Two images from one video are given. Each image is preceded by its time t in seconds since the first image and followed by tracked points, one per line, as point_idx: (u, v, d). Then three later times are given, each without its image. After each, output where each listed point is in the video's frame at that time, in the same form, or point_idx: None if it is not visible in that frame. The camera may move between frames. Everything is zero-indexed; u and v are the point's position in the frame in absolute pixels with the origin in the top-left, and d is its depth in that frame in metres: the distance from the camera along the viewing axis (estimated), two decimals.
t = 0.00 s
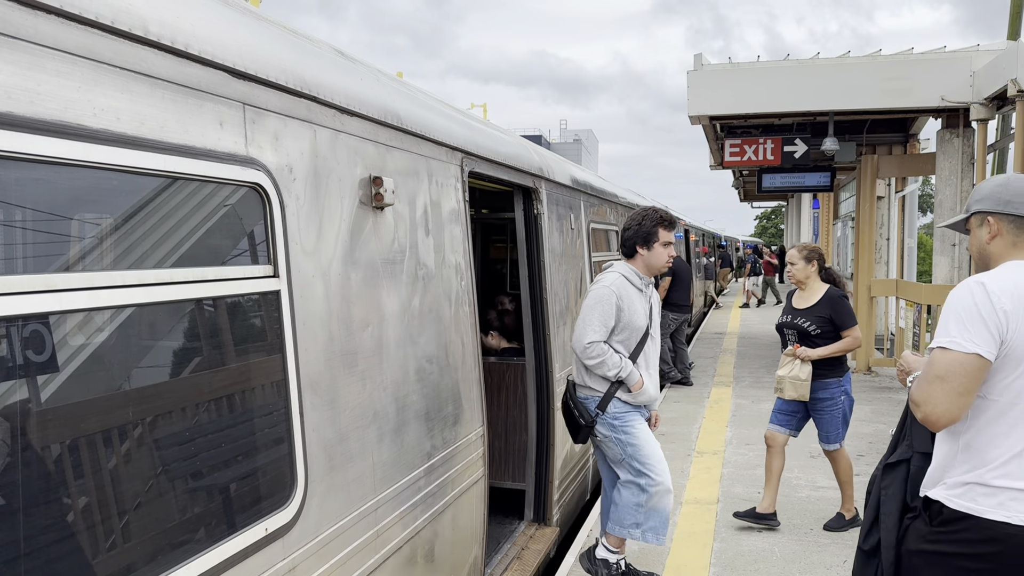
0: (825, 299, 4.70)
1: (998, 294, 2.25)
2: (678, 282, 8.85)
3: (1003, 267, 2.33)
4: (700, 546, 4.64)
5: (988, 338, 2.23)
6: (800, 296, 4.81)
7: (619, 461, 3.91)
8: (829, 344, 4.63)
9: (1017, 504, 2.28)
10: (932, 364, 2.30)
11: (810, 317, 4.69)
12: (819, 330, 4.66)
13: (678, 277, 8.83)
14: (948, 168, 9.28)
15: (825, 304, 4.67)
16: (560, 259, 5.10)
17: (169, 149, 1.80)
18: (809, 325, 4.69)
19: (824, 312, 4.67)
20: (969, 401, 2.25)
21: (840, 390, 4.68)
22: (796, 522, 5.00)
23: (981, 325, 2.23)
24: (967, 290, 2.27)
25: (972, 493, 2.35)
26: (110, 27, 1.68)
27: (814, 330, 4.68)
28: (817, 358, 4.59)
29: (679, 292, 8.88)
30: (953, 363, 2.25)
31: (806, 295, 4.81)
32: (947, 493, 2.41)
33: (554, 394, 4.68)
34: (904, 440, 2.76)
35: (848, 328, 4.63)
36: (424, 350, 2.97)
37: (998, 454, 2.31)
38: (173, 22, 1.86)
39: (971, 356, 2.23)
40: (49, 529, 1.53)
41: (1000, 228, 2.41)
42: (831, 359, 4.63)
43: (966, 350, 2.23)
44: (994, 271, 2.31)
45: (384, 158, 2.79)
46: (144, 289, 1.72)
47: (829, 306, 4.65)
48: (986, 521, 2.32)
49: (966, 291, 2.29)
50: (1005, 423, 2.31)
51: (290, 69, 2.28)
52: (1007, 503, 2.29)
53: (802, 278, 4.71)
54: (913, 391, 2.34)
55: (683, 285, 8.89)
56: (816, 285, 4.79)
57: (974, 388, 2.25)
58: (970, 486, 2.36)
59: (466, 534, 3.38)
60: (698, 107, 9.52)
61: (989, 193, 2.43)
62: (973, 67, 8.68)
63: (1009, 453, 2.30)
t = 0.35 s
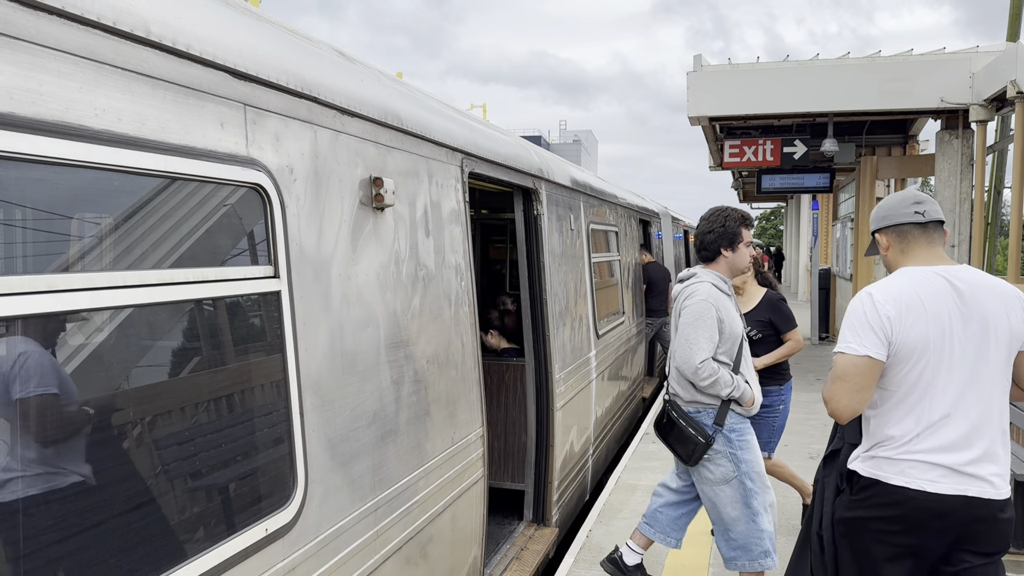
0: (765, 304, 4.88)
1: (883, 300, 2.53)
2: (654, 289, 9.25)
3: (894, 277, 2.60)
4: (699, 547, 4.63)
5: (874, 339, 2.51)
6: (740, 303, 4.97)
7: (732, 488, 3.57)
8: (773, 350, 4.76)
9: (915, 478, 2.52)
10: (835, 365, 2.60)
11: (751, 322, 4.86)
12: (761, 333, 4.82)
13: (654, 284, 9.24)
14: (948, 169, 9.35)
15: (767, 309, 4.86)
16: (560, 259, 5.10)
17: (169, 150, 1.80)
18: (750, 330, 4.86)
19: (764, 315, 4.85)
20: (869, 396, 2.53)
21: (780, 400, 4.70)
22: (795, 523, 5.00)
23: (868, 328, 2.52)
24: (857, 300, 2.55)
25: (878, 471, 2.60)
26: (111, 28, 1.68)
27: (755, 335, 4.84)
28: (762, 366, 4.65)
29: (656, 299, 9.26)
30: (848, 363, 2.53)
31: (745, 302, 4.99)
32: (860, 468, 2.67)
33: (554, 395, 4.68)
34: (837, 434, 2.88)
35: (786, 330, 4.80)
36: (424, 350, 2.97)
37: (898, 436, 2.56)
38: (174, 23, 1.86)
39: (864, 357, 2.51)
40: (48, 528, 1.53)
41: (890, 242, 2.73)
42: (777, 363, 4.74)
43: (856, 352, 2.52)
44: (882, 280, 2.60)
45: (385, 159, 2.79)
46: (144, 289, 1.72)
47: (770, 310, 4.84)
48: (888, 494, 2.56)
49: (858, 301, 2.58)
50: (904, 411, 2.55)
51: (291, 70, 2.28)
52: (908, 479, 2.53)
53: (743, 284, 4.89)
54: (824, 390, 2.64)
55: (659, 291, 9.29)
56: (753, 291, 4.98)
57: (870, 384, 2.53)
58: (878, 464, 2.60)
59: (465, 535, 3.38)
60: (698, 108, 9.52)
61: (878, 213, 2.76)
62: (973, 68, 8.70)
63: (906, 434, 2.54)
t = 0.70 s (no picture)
0: (706, 308, 4.59)
1: (804, 287, 2.65)
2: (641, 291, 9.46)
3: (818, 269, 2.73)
4: (699, 547, 4.63)
5: (797, 323, 2.64)
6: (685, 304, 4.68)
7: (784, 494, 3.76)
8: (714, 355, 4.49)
9: (850, 455, 2.60)
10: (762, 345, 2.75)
11: (691, 325, 4.58)
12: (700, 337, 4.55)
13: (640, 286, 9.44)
14: (947, 170, 9.25)
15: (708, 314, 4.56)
16: (560, 260, 5.10)
17: (170, 150, 1.80)
18: (690, 333, 4.58)
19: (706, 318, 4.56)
20: (786, 372, 2.65)
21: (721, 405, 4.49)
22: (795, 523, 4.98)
23: (792, 313, 2.66)
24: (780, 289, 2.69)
25: (815, 451, 2.68)
26: (112, 28, 1.68)
27: (695, 337, 4.57)
28: (709, 371, 4.34)
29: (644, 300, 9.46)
30: (772, 343, 2.67)
31: (691, 303, 4.69)
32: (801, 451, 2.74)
33: (553, 395, 4.69)
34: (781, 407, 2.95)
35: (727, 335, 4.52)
36: (423, 351, 2.97)
37: (830, 415, 2.64)
38: (175, 23, 1.86)
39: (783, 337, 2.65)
40: (48, 527, 1.53)
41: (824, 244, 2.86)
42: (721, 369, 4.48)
43: (780, 335, 2.66)
44: (807, 273, 2.73)
45: (385, 160, 2.79)
46: (145, 290, 1.72)
47: (711, 315, 4.54)
48: (826, 470, 2.63)
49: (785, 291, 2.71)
50: (835, 391, 2.64)
51: (291, 70, 2.28)
52: (844, 455, 2.60)
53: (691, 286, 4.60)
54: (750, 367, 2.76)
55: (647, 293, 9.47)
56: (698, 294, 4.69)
57: (790, 362, 2.65)
58: (815, 444, 2.67)
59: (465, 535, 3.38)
60: (698, 108, 9.53)
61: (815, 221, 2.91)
62: (972, 70, 8.68)
63: (838, 412, 2.63)
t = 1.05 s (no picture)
0: (633, 308, 4.37)
1: (785, 284, 3.00)
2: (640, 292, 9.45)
3: (791, 269, 3.08)
4: (698, 547, 4.63)
5: (777, 317, 2.98)
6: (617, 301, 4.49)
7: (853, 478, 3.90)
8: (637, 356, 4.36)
9: (813, 439, 3.00)
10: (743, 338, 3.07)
11: (616, 327, 4.41)
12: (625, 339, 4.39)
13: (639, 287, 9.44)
14: (948, 170, 9.26)
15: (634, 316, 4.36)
16: (560, 260, 5.10)
17: (169, 150, 1.80)
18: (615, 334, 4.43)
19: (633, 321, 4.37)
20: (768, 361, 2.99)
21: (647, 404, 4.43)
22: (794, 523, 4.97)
23: (771, 308, 2.99)
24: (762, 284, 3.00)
25: (782, 434, 3.05)
26: (111, 28, 1.68)
27: (621, 339, 4.41)
28: (625, 376, 4.30)
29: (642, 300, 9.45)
30: (754, 334, 2.99)
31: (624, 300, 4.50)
32: (766, 436, 3.11)
33: (553, 395, 4.69)
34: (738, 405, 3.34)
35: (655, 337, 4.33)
36: (423, 350, 2.97)
37: (796, 402, 3.03)
38: (174, 23, 1.86)
39: (766, 330, 2.97)
40: (47, 527, 1.54)
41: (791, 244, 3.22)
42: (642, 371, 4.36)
43: (761, 326, 2.98)
44: (782, 271, 3.07)
45: (385, 159, 2.79)
46: (144, 289, 1.72)
47: (637, 316, 4.33)
48: (794, 452, 3.01)
49: (764, 287, 3.04)
50: (801, 382, 3.03)
51: (291, 69, 2.28)
52: (806, 439, 3.00)
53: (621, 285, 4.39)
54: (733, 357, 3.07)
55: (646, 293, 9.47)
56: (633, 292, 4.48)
57: (771, 352, 2.99)
58: (780, 429, 3.06)
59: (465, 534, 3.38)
60: (698, 108, 9.52)
61: (783, 224, 3.27)
62: (972, 70, 8.67)
63: (804, 401, 3.01)
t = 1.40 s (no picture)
0: (576, 313, 4.31)
1: (750, 286, 3.15)
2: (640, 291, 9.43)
3: (750, 272, 3.25)
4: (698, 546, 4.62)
5: (746, 316, 3.11)
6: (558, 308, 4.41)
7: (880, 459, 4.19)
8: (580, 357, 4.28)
9: (776, 429, 3.16)
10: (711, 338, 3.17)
11: (562, 332, 4.32)
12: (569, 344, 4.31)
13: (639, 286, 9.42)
14: (948, 170, 9.26)
15: (577, 319, 4.30)
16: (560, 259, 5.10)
17: (169, 149, 1.80)
18: (561, 340, 4.33)
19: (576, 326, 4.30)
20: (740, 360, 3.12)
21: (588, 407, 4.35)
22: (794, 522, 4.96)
23: (739, 307, 3.12)
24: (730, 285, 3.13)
25: (746, 426, 3.19)
26: (110, 26, 1.68)
27: (566, 345, 4.32)
28: (565, 371, 4.19)
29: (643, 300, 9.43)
30: (727, 334, 3.10)
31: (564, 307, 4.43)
32: (728, 424, 3.24)
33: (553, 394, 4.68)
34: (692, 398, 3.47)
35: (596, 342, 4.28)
36: (423, 349, 2.97)
37: (760, 395, 3.18)
38: (174, 21, 1.86)
39: (739, 331, 3.09)
40: (47, 526, 1.54)
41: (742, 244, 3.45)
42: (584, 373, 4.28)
43: (733, 326, 3.10)
44: (742, 274, 3.24)
45: (385, 158, 2.79)
46: (144, 288, 1.72)
47: (580, 321, 4.28)
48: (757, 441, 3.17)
49: (729, 288, 3.17)
50: (764, 376, 3.18)
51: (291, 68, 2.28)
52: (769, 428, 3.16)
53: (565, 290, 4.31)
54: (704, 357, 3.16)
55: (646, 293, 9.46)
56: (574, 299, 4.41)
57: (742, 350, 3.12)
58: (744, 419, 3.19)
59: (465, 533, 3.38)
60: (699, 107, 9.50)
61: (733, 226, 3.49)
62: (973, 69, 8.66)
63: (768, 393, 3.17)
